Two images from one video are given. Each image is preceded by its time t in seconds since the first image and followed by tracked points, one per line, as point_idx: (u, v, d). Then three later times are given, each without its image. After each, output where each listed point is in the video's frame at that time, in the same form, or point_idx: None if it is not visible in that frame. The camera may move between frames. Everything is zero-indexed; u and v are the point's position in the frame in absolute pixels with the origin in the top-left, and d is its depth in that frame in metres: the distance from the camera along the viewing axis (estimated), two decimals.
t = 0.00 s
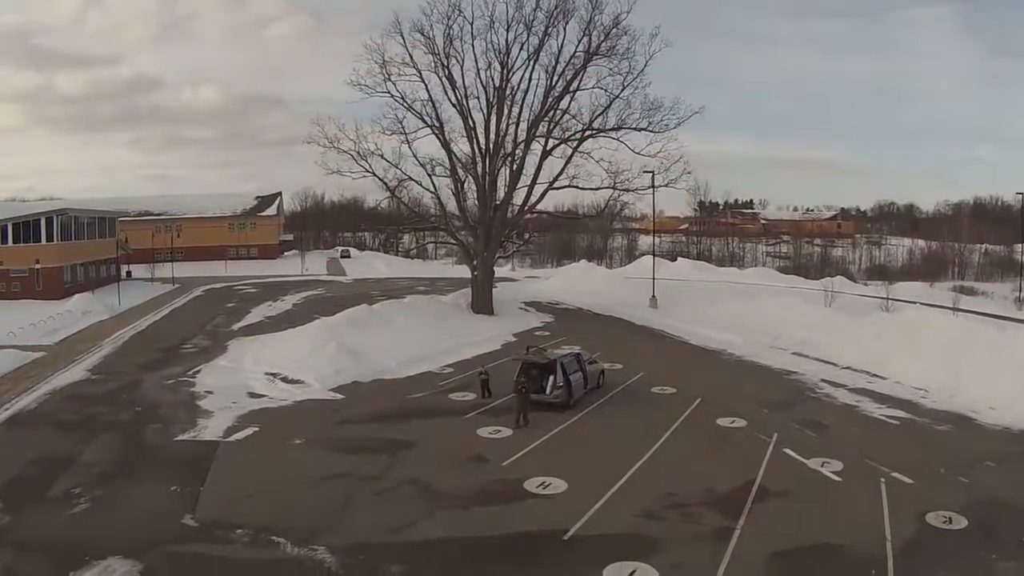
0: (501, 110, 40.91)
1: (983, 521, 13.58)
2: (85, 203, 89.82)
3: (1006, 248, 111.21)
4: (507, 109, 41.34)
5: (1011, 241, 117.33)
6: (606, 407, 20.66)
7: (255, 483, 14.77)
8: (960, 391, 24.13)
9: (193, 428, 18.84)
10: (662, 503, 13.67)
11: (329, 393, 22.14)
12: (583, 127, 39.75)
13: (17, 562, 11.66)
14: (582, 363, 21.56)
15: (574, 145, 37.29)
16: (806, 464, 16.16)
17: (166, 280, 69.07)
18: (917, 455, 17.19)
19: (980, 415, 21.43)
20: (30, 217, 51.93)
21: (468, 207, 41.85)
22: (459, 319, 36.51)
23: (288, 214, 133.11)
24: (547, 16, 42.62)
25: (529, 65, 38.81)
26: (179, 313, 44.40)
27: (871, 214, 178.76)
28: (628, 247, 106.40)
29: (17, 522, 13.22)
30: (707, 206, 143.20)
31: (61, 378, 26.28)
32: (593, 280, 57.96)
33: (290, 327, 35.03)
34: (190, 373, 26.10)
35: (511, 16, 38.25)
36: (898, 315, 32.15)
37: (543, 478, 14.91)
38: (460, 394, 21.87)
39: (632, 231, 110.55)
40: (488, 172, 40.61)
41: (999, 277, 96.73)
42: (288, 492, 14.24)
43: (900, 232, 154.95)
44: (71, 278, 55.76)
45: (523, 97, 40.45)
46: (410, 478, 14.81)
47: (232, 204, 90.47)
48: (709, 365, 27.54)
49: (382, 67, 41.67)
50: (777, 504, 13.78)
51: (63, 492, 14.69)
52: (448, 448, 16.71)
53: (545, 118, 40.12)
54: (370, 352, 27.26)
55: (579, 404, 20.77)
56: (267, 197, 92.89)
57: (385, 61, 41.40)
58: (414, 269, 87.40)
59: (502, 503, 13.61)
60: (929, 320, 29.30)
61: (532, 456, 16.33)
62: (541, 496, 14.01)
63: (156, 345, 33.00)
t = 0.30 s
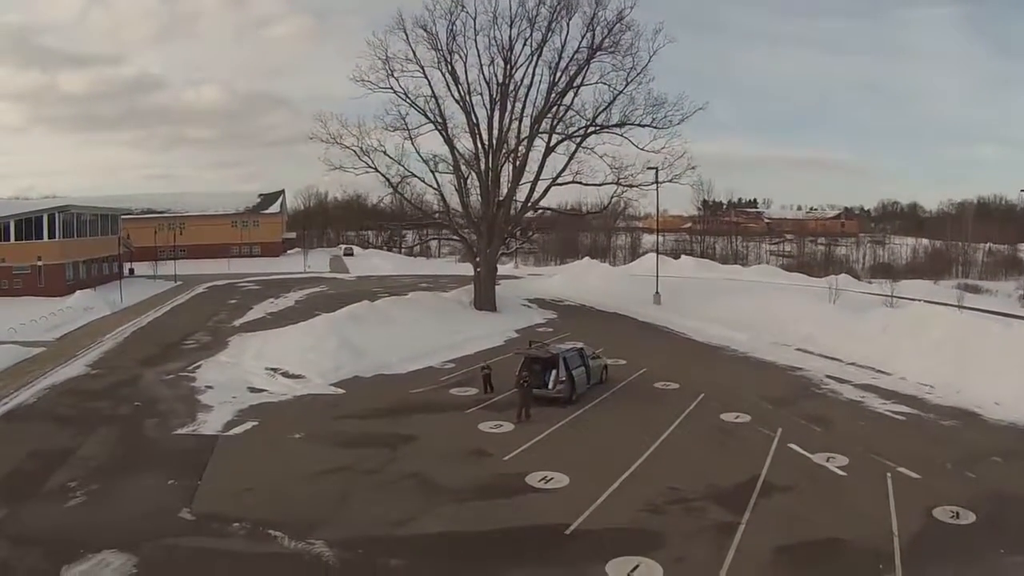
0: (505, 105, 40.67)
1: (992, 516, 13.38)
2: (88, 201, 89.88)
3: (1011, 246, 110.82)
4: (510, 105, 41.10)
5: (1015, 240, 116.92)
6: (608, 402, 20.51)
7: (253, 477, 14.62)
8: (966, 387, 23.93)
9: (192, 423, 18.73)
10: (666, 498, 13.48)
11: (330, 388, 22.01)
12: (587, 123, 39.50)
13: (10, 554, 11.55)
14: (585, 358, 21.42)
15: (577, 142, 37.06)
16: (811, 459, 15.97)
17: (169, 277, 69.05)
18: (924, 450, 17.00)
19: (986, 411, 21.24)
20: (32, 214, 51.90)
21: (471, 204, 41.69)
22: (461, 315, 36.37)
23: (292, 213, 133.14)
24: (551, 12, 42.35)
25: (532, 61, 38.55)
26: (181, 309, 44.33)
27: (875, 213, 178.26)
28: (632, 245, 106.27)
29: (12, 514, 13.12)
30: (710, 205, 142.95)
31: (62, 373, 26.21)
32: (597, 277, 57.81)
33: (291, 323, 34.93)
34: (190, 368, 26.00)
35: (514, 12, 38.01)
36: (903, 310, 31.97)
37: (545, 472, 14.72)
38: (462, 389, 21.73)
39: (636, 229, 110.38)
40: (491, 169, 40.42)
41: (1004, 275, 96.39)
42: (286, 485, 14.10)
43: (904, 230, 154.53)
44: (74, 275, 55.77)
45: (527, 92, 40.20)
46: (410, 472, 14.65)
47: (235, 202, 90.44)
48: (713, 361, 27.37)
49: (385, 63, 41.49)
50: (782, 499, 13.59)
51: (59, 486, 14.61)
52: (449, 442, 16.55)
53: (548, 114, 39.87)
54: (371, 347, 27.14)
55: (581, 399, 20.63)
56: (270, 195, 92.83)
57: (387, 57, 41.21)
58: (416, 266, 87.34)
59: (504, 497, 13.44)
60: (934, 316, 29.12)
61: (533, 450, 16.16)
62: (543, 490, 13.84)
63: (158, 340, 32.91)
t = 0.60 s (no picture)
0: (503, 102, 40.45)
1: (999, 511, 13.17)
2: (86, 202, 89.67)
3: (1010, 246, 110.64)
4: (509, 102, 40.87)
5: (1015, 239, 116.75)
6: (608, 398, 20.31)
7: (247, 473, 14.39)
8: (969, 384, 23.74)
9: (186, 420, 18.54)
10: (666, 494, 13.25)
11: (327, 385, 21.82)
12: (586, 120, 39.28)
13: None
14: (584, 355, 21.22)
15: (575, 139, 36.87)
16: (815, 455, 15.77)
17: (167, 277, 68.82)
18: (929, 446, 16.79)
19: (990, 407, 21.05)
20: (29, 213, 51.67)
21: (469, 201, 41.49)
22: (460, 313, 36.15)
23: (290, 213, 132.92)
24: (550, 8, 42.12)
25: (531, 58, 38.37)
26: (178, 308, 44.14)
27: (874, 213, 178.14)
28: (631, 245, 106.07)
29: (2, 510, 12.94)
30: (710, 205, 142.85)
31: (56, 370, 26.01)
32: (596, 275, 57.58)
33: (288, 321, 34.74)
34: (186, 365, 25.80)
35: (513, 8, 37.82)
36: (904, 307, 31.83)
37: (544, 468, 14.49)
38: (460, 386, 21.53)
39: (635, 229, 110.16)
40: (489, 166, 40.21)
41: (1004, 274, 96.17)
42: (280, 481, 13.89)
43: (903, 229, 154.40)
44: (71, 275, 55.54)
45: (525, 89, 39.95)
46: (407, 468, 14.42)
47: (233, 202, 90.19)
48: (712, 357, 27.21)
49: (383, 60, 41.27)
50: (785, 495, 13.37)
51: (50, 482, 14.43)
52: (447, 438, 16.32)
53: (547, 111, 39.63)
54: (368, 344, 26.92)
55: (580, 396, 20.43)
56: (269, 195, 92.58)
57: (385, 53, 41.02)
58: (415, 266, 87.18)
59: (502, 492, 13.22)
60: (936, 312, 28.98)
61: (533, 446, 15.92)
62: (541, 486, 13.60)
63: (154, 339, 32.71)
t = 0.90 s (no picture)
0: (501, 98, 40.17)
1: (1005, 507, 12.92)
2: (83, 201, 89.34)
3: (1010, 245, 110.38)
4: (507, 97, 40.60)
5: (1014, 238, 116.56)
6: (607, 394, 20.05)
7: (239, 469, 14.12)
8: (972, 379, 23.52)
9: (179, 416, 18.28)
10: (667, 490, 12.99)
11: (323, 381, 21.56)
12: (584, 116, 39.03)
13: None
14: (583, 350, 20.95)
15: (573, 134, 36.62)
16: (817, 451, 15.53)
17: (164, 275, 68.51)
18: (932, 442, 16.57)
19: (993, 402, 20.83)
20: (25, 210, 51.41)
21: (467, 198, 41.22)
22: (458, 311, 35.86)
23: (288, 213, 132.63)
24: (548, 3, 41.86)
25: (529, 52, 38.11)
26: (174, 306, 43.87)
27: (873, 212, 178.06)
28: (631, 245, 105.78)
29: None
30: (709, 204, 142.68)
31: (50, 367, 25.75)
32: (596, 273, 57.34)
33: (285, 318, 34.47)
34: (181, 362, 25.56)
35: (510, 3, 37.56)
36: (905, 304, 31.64)
37: (542, 464, 14.22)
38: (457, 382, 21.28)
39: (634, 229, 109.95)
40: (487, 162, 39.94)
41: (1003, 273, 95.91)
42: (273, 477, 13.62)
43: (902, 229, 154.21)
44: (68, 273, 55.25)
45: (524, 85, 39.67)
46: (403, 464, 14.15)
47: (231, 201, 89.87)
48: (712, 354, 26.98)
49: (381, 55, 40.99)
50: (789, 491, 13.11)
51: (39, 478, 14.18)
52: (443, 434, 16.05)
53: (545, 106, 39.36)
54: (365, 341, 26.64)
55: (579, 392, 20.18)
56: (267, 194, 92.28)
57: (382, 49, 40.74)
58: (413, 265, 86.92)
59: (499, 488, 12.95)
60: (937, 309, 28.78)
61: (531, 442, 15.65)
62: (539, 482, 13.33)
63: (150, 336, 32.44)
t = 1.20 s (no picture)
0: (501, 93, 39.83)
1: (1015, 501, 12.63)
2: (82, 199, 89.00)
3: (1011, 242, 110.02)
4: (506, 92, 40.26)
5: (1015, 236, 116.24)
6: (608, 390, 19.77)
7: (232, 465, 13.81)
8: (977, 374, 23.23)
9: (174, 412, 17.99)
10: (670, 484, 12.69)
11: (320, 376, 21.27)
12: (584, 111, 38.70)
13: None
14: (583, 345, 20.66)
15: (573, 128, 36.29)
16: (822, 446, 15.25)
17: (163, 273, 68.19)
18: (938, 436, 16.30)
19: (999, 397, 20.55)
20: (22, 207, 51.09)
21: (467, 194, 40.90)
22: (458, 307, 35.54)
23: (287, 212, 132.31)
24: None
25: (528, 47, 37.79)
26: (171, 303, 43.58)
27: (873, 211, 177.82)
28: (630, 243, 105.43)
29: None
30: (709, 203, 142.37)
31: (44, 363, 25.45)
32: (596, 270, 57.07)
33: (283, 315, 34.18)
34: (177, 357, 25.27)
35: None
36: (908, 299, 31.38)
37: (543, 458, 13.93)
38: (456, 377, 21.00)
39: (633, 227, 109.65)
40: (486, 158, 39.63)
41: (1004, 270, 95.60)
42: (267, 473, 13.31)
43: (902, 227, 153.89)
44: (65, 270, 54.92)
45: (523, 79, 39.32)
46: (400, 458, 13.84)
47: (230, 199, 89.52)
48: (714, 349, 26.69)
49: (379, 50, 40.65)
50: (795, 486, 12.81)
51: (29, 473, 13.87)
52: (441, 429, 15.77)
53: (545, 101, 39.02)
54: (362, 336, 26.32)
55: (580, 387, 19.89)
56: (266, 191, 91.95)
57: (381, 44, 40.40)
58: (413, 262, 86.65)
59: (498, 482, 12.64)
60: (941, 304, 28.51)
61: (531, 437, 15.34)
62: (539, 476, 13.02)
63: (146, 332, 32.14)
